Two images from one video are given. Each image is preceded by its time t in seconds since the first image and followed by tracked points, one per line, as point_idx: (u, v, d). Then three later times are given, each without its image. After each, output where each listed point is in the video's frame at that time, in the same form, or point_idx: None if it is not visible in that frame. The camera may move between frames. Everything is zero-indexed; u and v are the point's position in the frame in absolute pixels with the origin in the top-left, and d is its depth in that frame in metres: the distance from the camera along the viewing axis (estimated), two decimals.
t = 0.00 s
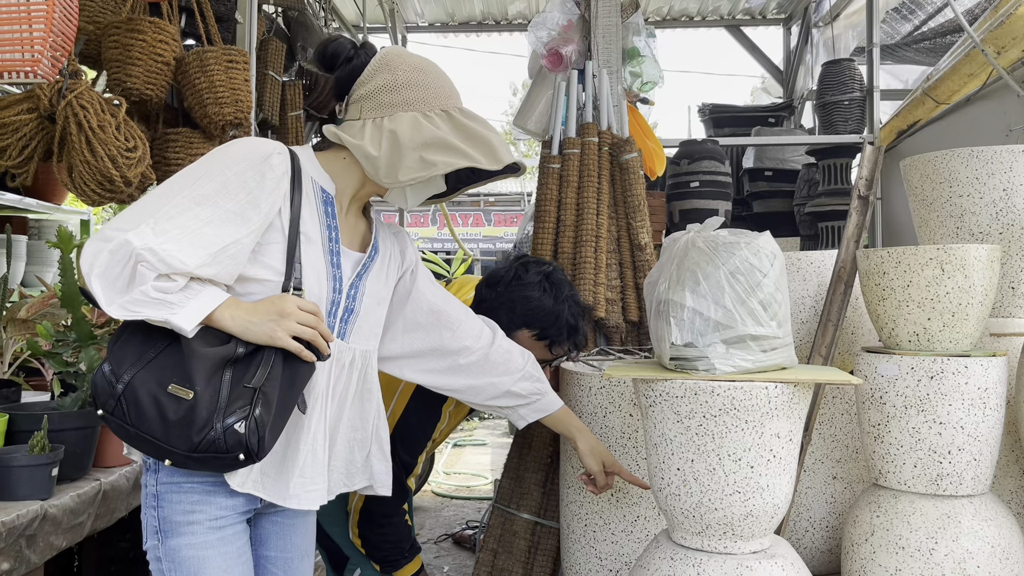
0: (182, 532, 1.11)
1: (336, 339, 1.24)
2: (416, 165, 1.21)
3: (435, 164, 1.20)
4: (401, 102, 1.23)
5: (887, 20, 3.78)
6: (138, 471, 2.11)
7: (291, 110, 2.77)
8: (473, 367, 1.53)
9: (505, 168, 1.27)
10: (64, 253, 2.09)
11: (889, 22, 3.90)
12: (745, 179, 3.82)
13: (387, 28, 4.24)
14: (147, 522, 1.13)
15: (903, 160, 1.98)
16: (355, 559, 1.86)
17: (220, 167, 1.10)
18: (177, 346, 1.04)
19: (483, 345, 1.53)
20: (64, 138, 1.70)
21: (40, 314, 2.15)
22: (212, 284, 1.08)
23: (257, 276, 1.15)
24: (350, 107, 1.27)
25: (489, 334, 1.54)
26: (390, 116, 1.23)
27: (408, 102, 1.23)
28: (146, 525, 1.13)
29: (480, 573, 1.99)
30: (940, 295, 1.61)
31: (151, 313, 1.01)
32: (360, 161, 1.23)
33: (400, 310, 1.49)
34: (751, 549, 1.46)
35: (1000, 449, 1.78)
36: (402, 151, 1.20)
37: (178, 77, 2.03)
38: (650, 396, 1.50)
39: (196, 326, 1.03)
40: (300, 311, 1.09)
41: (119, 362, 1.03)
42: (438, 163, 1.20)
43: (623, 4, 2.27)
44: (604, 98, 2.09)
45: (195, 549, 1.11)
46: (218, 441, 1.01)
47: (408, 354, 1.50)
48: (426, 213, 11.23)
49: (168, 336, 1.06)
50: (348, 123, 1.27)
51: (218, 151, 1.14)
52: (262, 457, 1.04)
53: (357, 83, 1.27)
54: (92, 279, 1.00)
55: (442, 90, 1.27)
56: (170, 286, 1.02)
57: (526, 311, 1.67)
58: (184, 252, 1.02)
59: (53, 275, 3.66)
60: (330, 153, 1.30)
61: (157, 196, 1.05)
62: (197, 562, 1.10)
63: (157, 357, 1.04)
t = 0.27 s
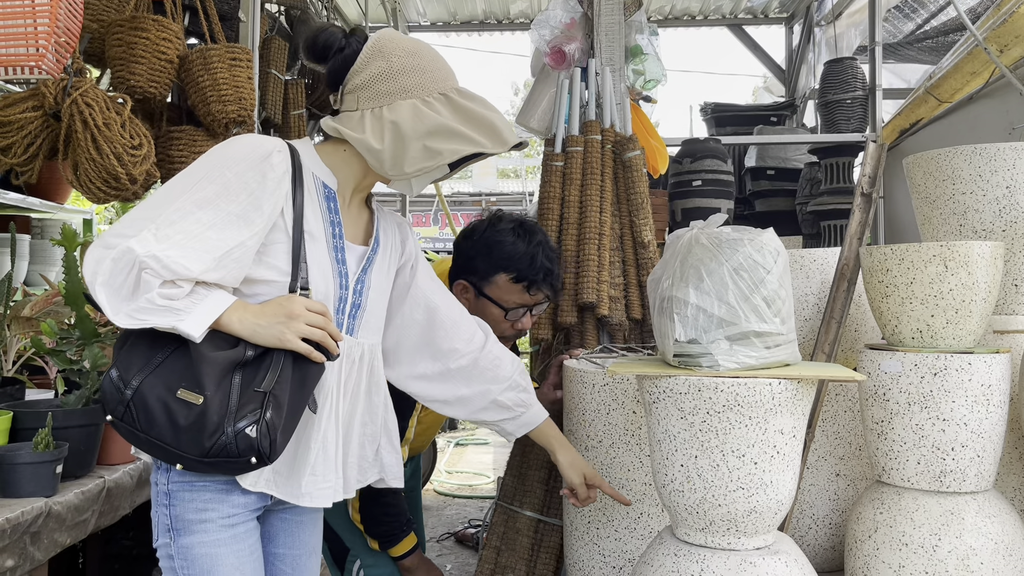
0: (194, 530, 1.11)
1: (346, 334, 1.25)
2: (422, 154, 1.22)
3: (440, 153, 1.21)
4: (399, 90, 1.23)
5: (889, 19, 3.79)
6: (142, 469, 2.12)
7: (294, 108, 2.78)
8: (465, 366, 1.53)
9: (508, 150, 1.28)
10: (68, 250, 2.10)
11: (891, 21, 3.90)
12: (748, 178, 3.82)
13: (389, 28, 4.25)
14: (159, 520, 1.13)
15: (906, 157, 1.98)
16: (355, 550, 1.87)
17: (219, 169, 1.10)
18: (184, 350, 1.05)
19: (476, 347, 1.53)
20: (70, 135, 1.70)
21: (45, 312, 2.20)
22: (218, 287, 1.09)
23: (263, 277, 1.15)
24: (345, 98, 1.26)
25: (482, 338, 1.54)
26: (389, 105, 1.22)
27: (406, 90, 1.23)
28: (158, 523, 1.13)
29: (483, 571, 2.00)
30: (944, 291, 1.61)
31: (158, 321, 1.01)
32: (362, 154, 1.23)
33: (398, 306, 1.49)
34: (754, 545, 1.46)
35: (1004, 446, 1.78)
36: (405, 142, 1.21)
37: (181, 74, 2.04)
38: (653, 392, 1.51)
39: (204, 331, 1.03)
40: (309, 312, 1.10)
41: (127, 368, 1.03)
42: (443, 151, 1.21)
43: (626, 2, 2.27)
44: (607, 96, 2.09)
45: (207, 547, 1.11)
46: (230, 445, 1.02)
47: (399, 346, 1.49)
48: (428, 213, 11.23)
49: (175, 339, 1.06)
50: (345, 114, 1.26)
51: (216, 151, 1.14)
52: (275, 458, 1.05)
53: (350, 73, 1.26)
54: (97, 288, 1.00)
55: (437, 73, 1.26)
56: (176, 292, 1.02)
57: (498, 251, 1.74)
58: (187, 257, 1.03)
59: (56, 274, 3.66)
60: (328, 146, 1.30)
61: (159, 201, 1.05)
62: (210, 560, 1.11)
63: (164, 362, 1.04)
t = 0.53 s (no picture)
0: (223, 534, 1.08)
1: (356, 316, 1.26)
2: (398, 121, 1.15)
3: (418, 116, 1.15)
4: (361, 56, 1.14)
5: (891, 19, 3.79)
6: (143, 468, 2.12)
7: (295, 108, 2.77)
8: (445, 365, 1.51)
9: (484, 101, 1.23)
10: (70, 249, 2.10)
11: (892, 21, 3.90)
12: (749, 177, 3.82)
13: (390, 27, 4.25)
14: (184, 523, 1.09)
15: (908, 156, 1.98)
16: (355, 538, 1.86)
17: (205, 173, 1.04)
18: (207, 363, 1.01)
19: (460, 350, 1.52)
20: (72, 135, 1.70)
21: (47, 311, 2.21)
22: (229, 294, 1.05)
23: (272, 277, 1.12)
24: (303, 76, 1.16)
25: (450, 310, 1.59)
26: (353, 75, 1.14)
27: (368, 56, 1.14)
28: (182, 526, 1.09)
29: (484, 571, 2.00)
30: (945, 291, 1.61)
31: (180, 339, 0.97)
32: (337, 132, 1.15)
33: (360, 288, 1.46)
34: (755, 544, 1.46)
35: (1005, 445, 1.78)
36: (381, 110, 1.13)
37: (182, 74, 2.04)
38: (654, 391, 1.51)
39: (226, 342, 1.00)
40: (328, 303, 1.08)
41: (151, 390, 0.98)
42: (420, 114, 1.15)
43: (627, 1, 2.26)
44: (609, 95, 2.09)
45: (236, 551, 1.08)
46: (279, 447, 1.01)
47: (380, 345, 1.41)
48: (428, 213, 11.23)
49: (192, 353, 1.01)
50: (306, 92, 1.16)
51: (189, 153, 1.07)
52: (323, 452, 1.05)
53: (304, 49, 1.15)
54: (110, 317, 0.94)
55: (393, 34, 1.18)
56: (192, 307, 0.99)
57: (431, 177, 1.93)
58: (197, 268, 0.99)
59: (58, 273, 3.67)
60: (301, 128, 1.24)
61: (149, 215, 0.99)
62: (238, 564, 1.08)
63: (190, 376, 1.00)
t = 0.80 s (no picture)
0: (245, 536, 1.08)
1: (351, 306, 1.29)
2: (378, 105, 1.15)
3: (396, 99, 1.16)
4: (329, 43, 1.14)
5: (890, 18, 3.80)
6: (144, 467, 2.12)
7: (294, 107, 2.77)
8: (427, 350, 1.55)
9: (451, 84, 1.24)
10: (70, 248, 2.10)
11: (892, 21, 3.90)
12: (749, 176, 3.82)
13: (390, 27, 4.25)
14: (201, 529, 1.08)
15: (907, 155, 1.98)
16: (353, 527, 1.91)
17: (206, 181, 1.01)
18: (236, 375, 1.01)
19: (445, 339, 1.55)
20: (73, 134, 1.70)
21: (47, 311, 2.20)
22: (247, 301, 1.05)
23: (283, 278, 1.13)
24: (270, 68, 1.14)
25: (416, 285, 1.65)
26: (326, 63, 1.14)
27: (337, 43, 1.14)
28: (199, 531, 1.08)
29: (485, 570, 2.00)
30: (944, 289, 1.62)
31: (219, 354, 0.97)
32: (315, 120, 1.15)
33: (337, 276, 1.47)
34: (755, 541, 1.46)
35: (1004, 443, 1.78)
36: (359, 97, 1.14)
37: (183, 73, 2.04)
38: (655, 389, 1.51)
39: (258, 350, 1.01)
40: (345, 300, 1.11)
41: (185, 410, 0.98)
42: (397, 96, 1.17)
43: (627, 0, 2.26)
44: (608, 94, 2.09)
45: (257, 552, 1.09)
46: (324, 448, 1.05)
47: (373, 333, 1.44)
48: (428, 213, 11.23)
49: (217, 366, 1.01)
50: (274, 81, 1.15)
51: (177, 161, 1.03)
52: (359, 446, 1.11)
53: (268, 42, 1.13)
54: (149, 342, 0.92)
55: (351, 21, 1.18)
56: (223, 319, 0.98)
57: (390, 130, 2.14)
58: (223, 279, 0.98)
59: (58, 273, 3.67)
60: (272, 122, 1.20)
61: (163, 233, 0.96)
62: (259, 565, 1.09)
63: (222, 392, 1.00)
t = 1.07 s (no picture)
0: (256, 533, 1.11)
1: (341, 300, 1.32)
2: (364, 100, 1.20)
3: (379, 93, 1.21)
4: (311, 43, 1.14)
5: (888, 18, 3.81)
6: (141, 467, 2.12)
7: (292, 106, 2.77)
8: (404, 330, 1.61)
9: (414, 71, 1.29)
10: (68, 248, 2.10)
11: (889, 21, 3.91)
12: (747, 176, 3.83)
13: (388, 27, 4.25)
14: (212, 530, 1.09)
15: (904, 154, 1.99)
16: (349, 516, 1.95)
17: (232, 188, 1.03)
18: (268, 374, 1.06)
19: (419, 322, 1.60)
20: (71, 134, 1.70)
21: (44, 310, 2.19)
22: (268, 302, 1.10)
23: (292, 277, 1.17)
24: (256, 72, 1.13)
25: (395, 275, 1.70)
26: (312, 63, 1.14)
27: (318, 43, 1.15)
28: (211, 531, 1.09)
29: (482, 569, 2.00)
30: (940, 288, 1.62)
31: (263, 358, 1.02)
32: (307, 120, 1.17)
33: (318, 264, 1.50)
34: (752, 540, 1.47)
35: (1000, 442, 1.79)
36: (347, 95, 1.17)
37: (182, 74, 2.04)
38: (652, 388, 1.51)
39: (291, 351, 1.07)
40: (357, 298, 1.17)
41: (225, 415, 1.01)
42: (381, 90, 1.21)
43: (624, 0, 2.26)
44: (606, 94, 2.09)
45: (267, 550, 1.12)
46: (352, 442, 1.11)
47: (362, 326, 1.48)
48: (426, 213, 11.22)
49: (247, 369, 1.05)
50: (260, 84, 1.13)
51: (196, 168, 1.04)
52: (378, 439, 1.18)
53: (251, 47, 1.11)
54: (202, 350, 0.97)
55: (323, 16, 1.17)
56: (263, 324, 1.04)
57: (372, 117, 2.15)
58: (260, 285, 1.03)
59: (55, 273, 3.67)
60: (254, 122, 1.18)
61: (202, 243, 0.98)
62: (269, 562, 1.12)
63: (256, 395, 1.03)
